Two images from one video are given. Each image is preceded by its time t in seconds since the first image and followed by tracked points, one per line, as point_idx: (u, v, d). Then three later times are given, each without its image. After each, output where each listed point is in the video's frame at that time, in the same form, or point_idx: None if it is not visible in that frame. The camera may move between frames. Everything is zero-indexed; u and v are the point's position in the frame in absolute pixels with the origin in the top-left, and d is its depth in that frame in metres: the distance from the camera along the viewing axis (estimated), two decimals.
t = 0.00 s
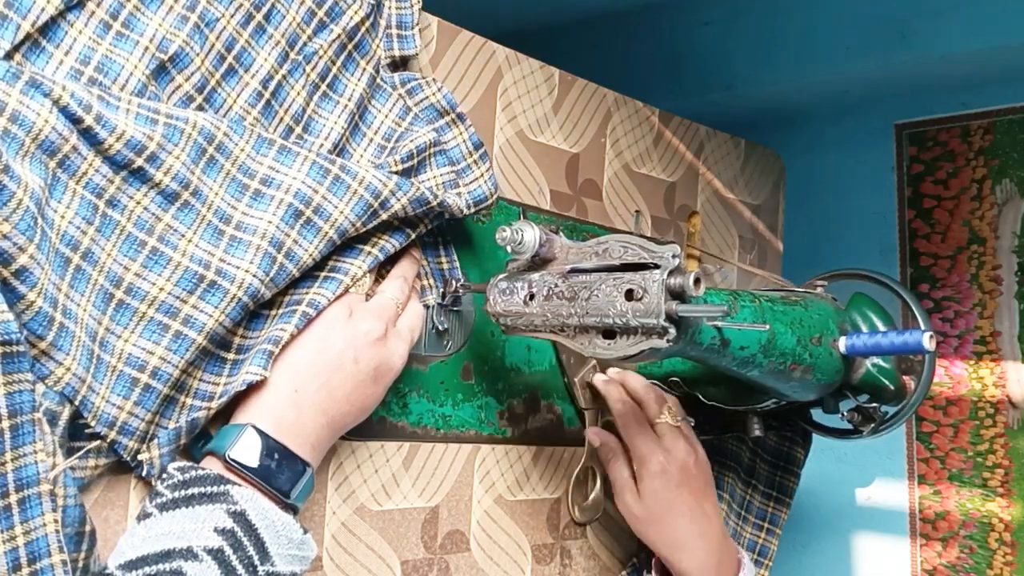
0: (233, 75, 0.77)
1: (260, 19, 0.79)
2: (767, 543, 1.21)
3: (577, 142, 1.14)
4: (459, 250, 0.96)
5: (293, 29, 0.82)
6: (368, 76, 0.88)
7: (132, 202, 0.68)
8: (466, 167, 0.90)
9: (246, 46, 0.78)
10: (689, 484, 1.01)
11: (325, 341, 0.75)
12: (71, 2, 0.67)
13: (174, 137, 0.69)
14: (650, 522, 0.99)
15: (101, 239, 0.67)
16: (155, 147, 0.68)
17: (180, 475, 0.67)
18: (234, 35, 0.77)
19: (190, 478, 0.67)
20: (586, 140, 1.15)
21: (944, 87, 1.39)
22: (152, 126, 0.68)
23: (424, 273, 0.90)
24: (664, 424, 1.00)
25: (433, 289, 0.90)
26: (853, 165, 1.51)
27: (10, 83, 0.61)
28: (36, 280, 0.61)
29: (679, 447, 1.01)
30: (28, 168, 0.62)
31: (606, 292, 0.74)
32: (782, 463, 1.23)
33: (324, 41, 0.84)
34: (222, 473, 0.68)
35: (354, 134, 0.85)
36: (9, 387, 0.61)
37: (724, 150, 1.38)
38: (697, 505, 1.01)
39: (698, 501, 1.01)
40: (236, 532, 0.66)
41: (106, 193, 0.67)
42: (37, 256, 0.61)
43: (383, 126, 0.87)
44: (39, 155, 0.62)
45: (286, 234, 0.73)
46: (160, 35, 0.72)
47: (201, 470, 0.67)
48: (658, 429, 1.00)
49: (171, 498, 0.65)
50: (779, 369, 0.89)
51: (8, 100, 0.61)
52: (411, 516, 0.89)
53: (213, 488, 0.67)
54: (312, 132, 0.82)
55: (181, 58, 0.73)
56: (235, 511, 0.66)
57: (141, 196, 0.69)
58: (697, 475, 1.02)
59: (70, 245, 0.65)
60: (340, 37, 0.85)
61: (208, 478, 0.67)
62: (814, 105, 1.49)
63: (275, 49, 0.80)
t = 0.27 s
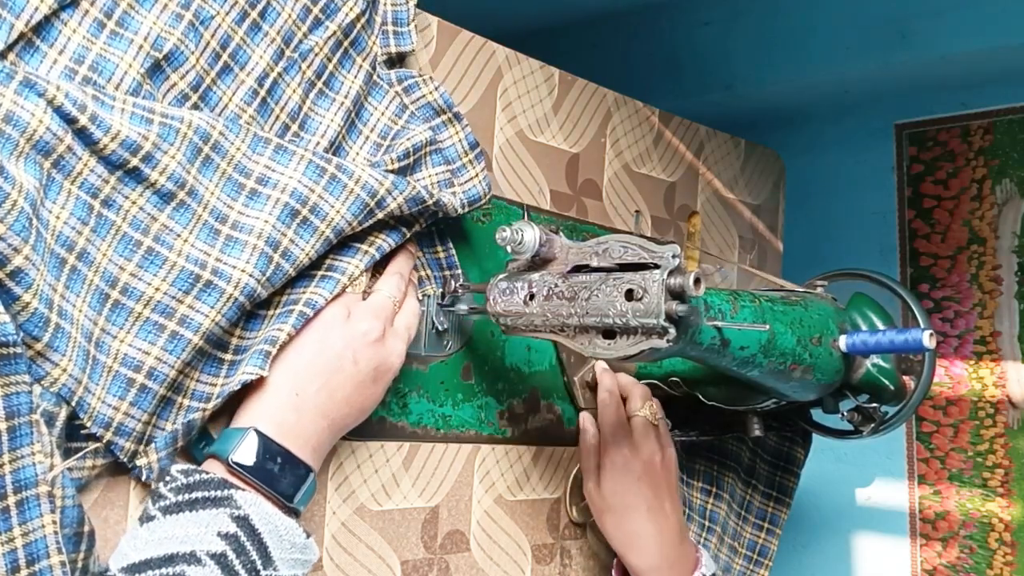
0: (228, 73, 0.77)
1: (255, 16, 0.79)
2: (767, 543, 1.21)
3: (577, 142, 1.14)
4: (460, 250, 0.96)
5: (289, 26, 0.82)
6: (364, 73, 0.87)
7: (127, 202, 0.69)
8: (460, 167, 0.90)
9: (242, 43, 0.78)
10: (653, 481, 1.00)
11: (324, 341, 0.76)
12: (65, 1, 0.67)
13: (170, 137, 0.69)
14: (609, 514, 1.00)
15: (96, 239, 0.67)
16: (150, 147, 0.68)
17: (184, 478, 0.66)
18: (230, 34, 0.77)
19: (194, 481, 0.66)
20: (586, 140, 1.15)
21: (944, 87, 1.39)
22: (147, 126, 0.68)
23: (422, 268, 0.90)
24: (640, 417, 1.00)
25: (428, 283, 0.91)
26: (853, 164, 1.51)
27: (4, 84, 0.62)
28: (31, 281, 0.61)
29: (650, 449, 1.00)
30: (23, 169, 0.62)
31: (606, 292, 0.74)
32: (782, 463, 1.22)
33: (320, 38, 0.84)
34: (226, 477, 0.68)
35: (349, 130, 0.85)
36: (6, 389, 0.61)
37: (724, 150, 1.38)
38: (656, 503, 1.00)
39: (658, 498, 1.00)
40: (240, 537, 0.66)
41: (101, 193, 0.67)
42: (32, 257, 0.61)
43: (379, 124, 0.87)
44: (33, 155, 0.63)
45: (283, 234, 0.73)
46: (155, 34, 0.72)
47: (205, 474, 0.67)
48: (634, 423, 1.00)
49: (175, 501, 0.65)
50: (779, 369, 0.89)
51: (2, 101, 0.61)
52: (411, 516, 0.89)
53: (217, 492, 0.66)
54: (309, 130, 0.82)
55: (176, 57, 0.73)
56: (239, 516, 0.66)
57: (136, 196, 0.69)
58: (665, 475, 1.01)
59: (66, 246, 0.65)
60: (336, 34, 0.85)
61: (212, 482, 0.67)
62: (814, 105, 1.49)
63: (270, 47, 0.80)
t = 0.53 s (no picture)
0: (221, 70, 0.77)
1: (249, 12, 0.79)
2: (767, 543, 1.21)
3: (577, 142, 1.14)
4: (460, 252, 0.96)
5: (282, 23, 0.81)
6: (360, 69, 0.87)
7: (120, 202, 0.68)
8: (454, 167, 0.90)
9: (235, 40, 0.78)
10: (634, 456, 0.99)
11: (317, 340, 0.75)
12: None
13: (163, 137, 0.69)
14: (588, 487, 0.99)
15: (89, 240, 0.67)
16: (144, 146, 0.68)
17: (188, 484, 0.66)
18: (224, 31, 0.77)
19: (198, 487, 0.66)
20: (586, 140, 1.15)
21: (944, 87, 1.39)
22: (140, 126, 0.68)
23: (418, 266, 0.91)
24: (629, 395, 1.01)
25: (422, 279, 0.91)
26: (853, 164, 1.51)
27: None
28: (23, 283, 0.60)
29: (634, 427, 1.00)
30: (15, 170, 0.61)
31: (606, 292, 0.74)
32: (782, 463, 1.22)
33: (314, 34, 0.84)
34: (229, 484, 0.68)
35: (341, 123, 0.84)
36: (2, 391, 0.61)
37: (724, 150, 1.38)
38: (638, 477, 0.99)
39: (640, 473, 0.99)
40: (243, 543, 0.66)
41: (94, 193, 0.67)
42: (25, 259, 0.61)
43: (374, 121, 0.87)
44: (25, 156, 0.62)
45: (277, 233, 0.73)
46: (147, 31, 0.72)
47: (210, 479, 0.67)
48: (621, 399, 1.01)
49: (179, 507, 0.65)
50: (779, 369, 0.89)
51: None
52: (411, 516, 0.89)
53: (221, 498, 0.66)
54: (303, 127, 0.82)
55: (168, 55, 0.73)
56: (243, 523, 0.66)
57: (130, 196, 0.69)
58: (648, 451, 1.00)
59: (58, 247, 0.65)
60: (330, 30, 0.85)
61: (216, 488, 0.67)
62: (813, 106, 1.49)
63: (264, 44, 0.80)
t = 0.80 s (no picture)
0: (215, 69, 0.77)
1: (243, 11, 0.79)
2: (767, 543, 1.21)
3: (577, 143, 1.14)
4: (459, 253, 0.96)
5: (276, 21, 0.81)
6: (356, 67, 0.87)
7: (113, 205, 0.68)
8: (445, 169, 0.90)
9: (229, 39, 0.78)
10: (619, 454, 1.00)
11: (314, 360, 0.75)
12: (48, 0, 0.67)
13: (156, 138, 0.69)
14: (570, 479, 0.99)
15: (81, 242, 0.67)
16: (136, 148, 0.68)
17: (192, 493, 0.65)
18: (218, 31, 0.77)
19: (201, 496, 0.65)
20: (586, 140, 1.15)
21: (943, 87, 1.39)
22: (132, 128, 0.68)
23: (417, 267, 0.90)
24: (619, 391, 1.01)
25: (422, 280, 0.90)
26: (853, 164, 1.51)
27: None
28: (15, 287, 0.61)
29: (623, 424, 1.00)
30: (6, 172, 0.62)
31: (607, 292, 0.74)
32: (782, 463, 1.23)
33: (309, 32, 0.83)
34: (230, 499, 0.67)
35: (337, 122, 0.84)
36: None
37: (724, 150, 1.38)
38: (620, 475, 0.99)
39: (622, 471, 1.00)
40: (244, 556, 0.64)
41: (86, 196, 0.67)
42: (16, 263, 0.61)
43: (370, 120, 0.87)
44: (16, 159, 0.63)
45: (272, 235, 0.73)
46: (139, 31, 0.72)
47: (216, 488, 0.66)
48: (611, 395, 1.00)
49: (181, 516, 0.64)
50: (779, 369, 0.89)
51: None
52: (411, 516, 0.89)
53: (223, 509, 0.65)
54: (298, 126, 0.82)
55: (161, 54, 0.73)
56: (244, 535, 0.64)
57: (123, 199, 0.69)
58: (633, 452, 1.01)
59: (50, 250, 0.65)
60: (325, 28, 0.85)
61: (219, 499, 0.65)
62: (812, 106, 1.49)
63: (258, 42, 0.80)
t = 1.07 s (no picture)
0: (216, 69, 0.77)
1: (242, 10, 0.79)
2: (767, 543, 1.21)
3: (577, 142, 1.14)
4: (460, 253, 0.96)
5: (277, 21, 0.81)
6: (358, 68, 0.87)
7: (112, 205, 0.69)
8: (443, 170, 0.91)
9: (229, 39, 0.78)
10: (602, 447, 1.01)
11: (333, 375, 0.75)
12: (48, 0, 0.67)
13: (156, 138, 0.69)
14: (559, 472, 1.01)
15: (81, 242, 0.67)
16: (136, 148, 0.68)
17: (191, 493, 0.65)
18: (219, 31, 0.77)
19: (201, 497, 0.65)
20: (586, 139, 1.15)
21: (943, 87, 1.39)
22: (132, 128, 0.68)
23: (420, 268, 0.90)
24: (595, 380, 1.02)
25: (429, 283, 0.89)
26: (853, 164, 1.51)
27: None
28: (15, 287, 0.60)
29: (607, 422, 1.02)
30: (6, 172, 0.62)
31: (607, 292, 0.74)
32: (782, 463, 1.22)
33: (309, 32, 0.84)
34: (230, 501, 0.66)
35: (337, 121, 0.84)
36: None
37: (724, 150, 1.38)
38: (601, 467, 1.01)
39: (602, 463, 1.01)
40: (241, 557, 0.64)
41: (86, 195, 0.67)
42: (16, 263, 0.61)
43: (369, 120, 0.87)
44: (16, 159, 0.63)
45: (270, 234, 0.73)
46: (139, 30, 0.72)
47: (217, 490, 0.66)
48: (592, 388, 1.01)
49: (180, 516, 0.64)
50: (779, 369, 0.89)
51: None
52: (411, 516, 0.89)
53: (222, 510, 0.64)
54: (298, 126, 0.82)
55: (161, 53, 0.73)
56: (242, 537, 0.64)
57: (122, 198, 0.69)
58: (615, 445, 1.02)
59: (50, 250, 0.65)
60: (325, 29, 0.85)
61: (218, 499, 0.65)
62: (812, 106, 1.49)
63: (258, 42, 0.80)
